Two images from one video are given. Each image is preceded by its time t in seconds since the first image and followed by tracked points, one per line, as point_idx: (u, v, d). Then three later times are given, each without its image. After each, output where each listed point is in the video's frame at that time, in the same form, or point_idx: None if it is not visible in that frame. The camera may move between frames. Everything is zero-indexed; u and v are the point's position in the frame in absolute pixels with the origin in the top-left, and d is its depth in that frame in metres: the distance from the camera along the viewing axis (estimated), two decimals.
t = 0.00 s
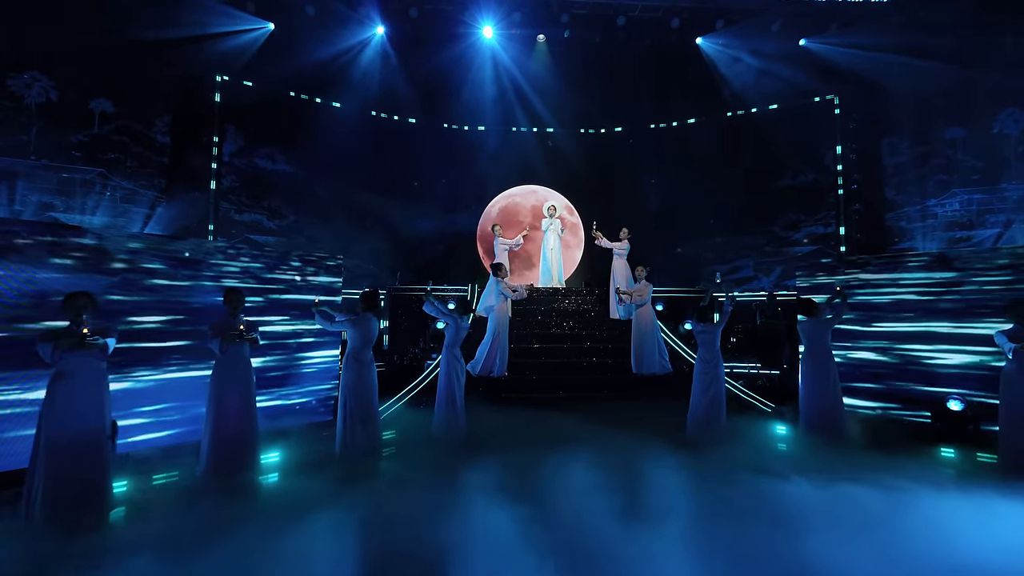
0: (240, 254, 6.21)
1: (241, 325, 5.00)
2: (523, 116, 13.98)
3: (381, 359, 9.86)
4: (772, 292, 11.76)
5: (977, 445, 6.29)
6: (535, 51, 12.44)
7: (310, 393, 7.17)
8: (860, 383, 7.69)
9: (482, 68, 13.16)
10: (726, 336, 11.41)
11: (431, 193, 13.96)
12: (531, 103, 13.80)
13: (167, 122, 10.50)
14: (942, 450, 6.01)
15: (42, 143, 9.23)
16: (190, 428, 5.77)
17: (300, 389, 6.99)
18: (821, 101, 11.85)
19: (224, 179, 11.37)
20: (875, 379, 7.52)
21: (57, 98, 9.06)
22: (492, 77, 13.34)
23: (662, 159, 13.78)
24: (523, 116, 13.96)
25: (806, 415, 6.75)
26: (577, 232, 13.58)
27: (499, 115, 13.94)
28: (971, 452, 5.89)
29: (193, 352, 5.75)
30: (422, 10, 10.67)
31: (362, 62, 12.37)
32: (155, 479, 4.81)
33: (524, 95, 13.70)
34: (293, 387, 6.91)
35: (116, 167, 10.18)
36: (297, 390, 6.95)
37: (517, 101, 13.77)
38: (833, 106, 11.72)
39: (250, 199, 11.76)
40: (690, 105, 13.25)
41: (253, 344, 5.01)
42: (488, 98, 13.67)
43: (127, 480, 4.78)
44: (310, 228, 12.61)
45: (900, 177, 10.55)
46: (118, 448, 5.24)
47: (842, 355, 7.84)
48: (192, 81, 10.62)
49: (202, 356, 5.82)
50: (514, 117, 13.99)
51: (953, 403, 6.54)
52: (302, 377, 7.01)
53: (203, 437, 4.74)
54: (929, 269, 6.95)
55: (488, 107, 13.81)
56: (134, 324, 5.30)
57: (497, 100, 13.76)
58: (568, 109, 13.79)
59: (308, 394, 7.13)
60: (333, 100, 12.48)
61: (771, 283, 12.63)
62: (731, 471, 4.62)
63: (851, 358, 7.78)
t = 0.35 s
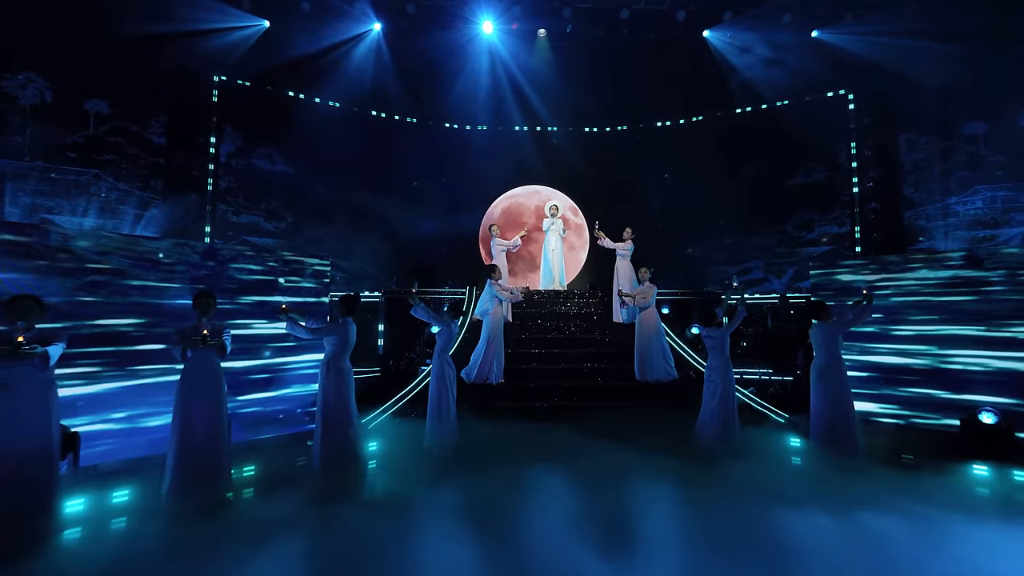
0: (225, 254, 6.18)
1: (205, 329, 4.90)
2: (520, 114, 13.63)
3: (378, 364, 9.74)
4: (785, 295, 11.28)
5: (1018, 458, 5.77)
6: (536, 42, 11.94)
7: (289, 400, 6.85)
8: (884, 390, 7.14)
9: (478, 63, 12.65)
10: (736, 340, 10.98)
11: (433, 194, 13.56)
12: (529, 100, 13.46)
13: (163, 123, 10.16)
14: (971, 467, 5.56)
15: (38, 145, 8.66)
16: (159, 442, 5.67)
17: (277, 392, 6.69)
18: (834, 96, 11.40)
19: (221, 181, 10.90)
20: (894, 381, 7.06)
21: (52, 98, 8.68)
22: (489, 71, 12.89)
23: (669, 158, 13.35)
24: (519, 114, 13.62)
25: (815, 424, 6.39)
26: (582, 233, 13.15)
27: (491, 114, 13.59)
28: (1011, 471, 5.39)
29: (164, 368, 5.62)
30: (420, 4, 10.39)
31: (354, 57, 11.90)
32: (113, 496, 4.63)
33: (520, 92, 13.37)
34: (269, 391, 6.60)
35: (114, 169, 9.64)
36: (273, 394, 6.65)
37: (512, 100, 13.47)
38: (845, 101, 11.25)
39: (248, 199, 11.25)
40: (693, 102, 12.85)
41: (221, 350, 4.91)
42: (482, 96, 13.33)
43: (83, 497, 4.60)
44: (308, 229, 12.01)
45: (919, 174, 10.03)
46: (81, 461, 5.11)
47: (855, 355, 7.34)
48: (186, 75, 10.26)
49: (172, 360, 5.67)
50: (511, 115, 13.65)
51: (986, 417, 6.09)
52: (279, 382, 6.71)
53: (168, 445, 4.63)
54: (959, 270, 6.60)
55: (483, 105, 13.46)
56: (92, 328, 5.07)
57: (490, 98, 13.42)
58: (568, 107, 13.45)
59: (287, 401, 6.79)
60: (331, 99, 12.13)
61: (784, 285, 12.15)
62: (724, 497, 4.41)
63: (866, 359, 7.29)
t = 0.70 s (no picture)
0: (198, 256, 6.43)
1: (160, 339, 4.94)
2: (518, 115, 13.31)
3: (373, 373, 9.47)
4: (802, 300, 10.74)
5: None
6: (539, 35, 11.40)
7: (268, 412, 7.12)
8: (908, 398, 6.92)
9: (474, 62, 12.35)
10: (751, 347, 10.50)
11: (428, 194, 13.13)
12: (529, 100, 13.11)
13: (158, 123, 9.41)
14: None
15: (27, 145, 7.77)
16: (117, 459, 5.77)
17: (256, 402, 6.97)
18: (854, 91, 10.72)
19: (217, 183, 10.43)
20: (924, 394, 6.82)
21: (44, 101, 7.89)
22: (485, 68, 12.54)
23: (676, 159, 12.86)
24: (518, 114, 13.28)
25: (837, 445, 6.54)
26: (588, 237, 12.55)
27: (484, 113, 13.28)
28: None
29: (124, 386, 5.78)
30: None
31: (345, 52, 11.41)
32: (66, 522, 4.60)
33: (518, 91, 13.02)
34: (247, 398, 6.87)
35: (103, 171, 8.85)
36: (251, 404, 6.92)
37: (510, 100, 13.15)
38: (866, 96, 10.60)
39: (245, 201, 10.79)
40: (699, 100, 12.41)
41: (183, 360, 4.96)
42: (478, 96, 13.03)
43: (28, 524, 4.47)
44: (305, 233, 11.52)
45: (945, 173, 9.15)
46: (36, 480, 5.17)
47: (885, 364, 7.11)
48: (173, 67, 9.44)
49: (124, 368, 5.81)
50: (510, 114, 13.33)
51: None
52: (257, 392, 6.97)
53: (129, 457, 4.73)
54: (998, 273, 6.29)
55: (478, 105, 13.17)
56: (49, 333, 5.26)
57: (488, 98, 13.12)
58: (569, 106, 13.06)
59: (266, 414, 7.08)
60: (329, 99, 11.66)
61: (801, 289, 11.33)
62: (726, 560, 4.03)
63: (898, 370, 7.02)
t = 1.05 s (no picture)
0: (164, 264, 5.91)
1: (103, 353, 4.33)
2: (515, 114, 12.70)
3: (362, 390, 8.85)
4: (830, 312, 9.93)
5: None
6: (542, 27, 10.57)
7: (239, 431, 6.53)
8: (952, 418, 6.19)
9: (472, 58, 11.63)
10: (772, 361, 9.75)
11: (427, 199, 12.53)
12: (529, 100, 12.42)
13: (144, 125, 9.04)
14: None
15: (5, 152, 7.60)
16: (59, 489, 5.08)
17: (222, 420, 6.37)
18: (885, 84, 9.88)
19: (205, 187, 9.90)
20: (971, 412, 6.06)
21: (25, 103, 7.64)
22: (484, 66, 11.86)
23: (691, 159, 12.09)
24: (517, 114, 12.66)
25: (873, 472, 5.70)
26: (597, 246, 11.87)
27: (474, 110, 12.62)
28: None
29: (57, 401, 5.05)
30: None
31: (333, 48, 10.57)
32: None
33: (518, 90, 12.37)
34: (212, 414, 6.28)
35: (87, 176, 8.51)
36: (217, 421, 6.33)
37: (507, 98, 12.49)
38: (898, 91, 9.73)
39: (233, 207, 10.17)
40: (714, 97, 11.66)
41: (126, 377, 4.23)
42: (471, 94, 12.33)
43: None
44: (298, 239, 10.79)
45: (984, 172, 8.16)
46: None
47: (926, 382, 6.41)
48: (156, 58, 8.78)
49: (65, 385, 5.12)
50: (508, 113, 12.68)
51: None
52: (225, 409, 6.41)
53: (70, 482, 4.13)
54: None
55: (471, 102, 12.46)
56: None
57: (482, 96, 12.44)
58: (571, 105, 12.38)
59: (234, 433, 6.48)
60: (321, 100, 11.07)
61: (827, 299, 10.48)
62: None
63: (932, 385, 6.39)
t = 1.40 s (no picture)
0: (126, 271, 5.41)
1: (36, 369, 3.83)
2: (511, 112, 12.09)
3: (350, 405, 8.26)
4: (855, 321, 9.16)
5: None
6: (543, 17, 9.58)
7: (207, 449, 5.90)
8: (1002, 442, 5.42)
9: (464, 46, 10.39)
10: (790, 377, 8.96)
11: (430, 201, 12.13)
12: (525, 98, 11.73)
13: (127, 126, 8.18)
14: None
15: None
16: None
17: (187, 437, 5.76)
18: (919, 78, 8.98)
19: (189, 189, 9.37)
20: None
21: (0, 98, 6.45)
22: (476, 60, 10.82)
23: (701, 160, 11.58)
24: (511, 112, 12.03)
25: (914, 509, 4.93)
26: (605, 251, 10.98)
27: (462, 102, 11.75)
28: None
29: None
30: None
31: (317, 39, 9.49)
32: None
33: (514, 87, 11.53)
34: (175, 431, 5.68)
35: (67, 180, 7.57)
36: (182, 439, 5.73)
37: (502, 93, 11.68)
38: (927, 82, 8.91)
39: (218, 210, 9.70)
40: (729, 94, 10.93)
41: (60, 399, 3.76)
42: (459, 89, 11.36)
43: None
44: (286, 245, 10.43)
45: None
46: None
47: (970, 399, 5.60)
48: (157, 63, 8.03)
49: None
50: (501, 109, 12.00)
51: None
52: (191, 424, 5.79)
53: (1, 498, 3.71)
54: None
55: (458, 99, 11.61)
56: None
57: (468, 93, 11.56)
58: (567, 103, 11.71)
59: (202, 453, 5.87)
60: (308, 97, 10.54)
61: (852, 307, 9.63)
62: None
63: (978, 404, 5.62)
